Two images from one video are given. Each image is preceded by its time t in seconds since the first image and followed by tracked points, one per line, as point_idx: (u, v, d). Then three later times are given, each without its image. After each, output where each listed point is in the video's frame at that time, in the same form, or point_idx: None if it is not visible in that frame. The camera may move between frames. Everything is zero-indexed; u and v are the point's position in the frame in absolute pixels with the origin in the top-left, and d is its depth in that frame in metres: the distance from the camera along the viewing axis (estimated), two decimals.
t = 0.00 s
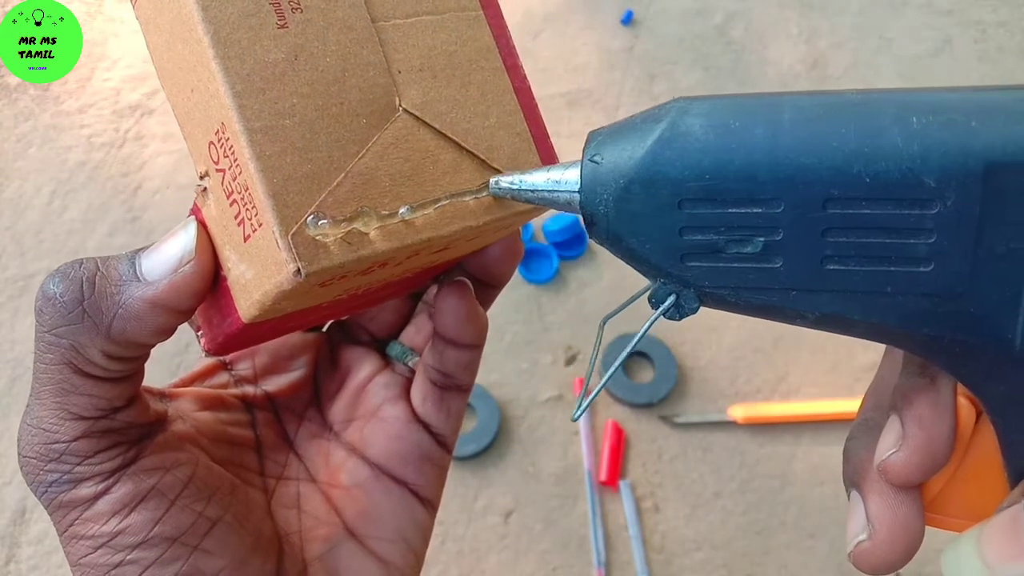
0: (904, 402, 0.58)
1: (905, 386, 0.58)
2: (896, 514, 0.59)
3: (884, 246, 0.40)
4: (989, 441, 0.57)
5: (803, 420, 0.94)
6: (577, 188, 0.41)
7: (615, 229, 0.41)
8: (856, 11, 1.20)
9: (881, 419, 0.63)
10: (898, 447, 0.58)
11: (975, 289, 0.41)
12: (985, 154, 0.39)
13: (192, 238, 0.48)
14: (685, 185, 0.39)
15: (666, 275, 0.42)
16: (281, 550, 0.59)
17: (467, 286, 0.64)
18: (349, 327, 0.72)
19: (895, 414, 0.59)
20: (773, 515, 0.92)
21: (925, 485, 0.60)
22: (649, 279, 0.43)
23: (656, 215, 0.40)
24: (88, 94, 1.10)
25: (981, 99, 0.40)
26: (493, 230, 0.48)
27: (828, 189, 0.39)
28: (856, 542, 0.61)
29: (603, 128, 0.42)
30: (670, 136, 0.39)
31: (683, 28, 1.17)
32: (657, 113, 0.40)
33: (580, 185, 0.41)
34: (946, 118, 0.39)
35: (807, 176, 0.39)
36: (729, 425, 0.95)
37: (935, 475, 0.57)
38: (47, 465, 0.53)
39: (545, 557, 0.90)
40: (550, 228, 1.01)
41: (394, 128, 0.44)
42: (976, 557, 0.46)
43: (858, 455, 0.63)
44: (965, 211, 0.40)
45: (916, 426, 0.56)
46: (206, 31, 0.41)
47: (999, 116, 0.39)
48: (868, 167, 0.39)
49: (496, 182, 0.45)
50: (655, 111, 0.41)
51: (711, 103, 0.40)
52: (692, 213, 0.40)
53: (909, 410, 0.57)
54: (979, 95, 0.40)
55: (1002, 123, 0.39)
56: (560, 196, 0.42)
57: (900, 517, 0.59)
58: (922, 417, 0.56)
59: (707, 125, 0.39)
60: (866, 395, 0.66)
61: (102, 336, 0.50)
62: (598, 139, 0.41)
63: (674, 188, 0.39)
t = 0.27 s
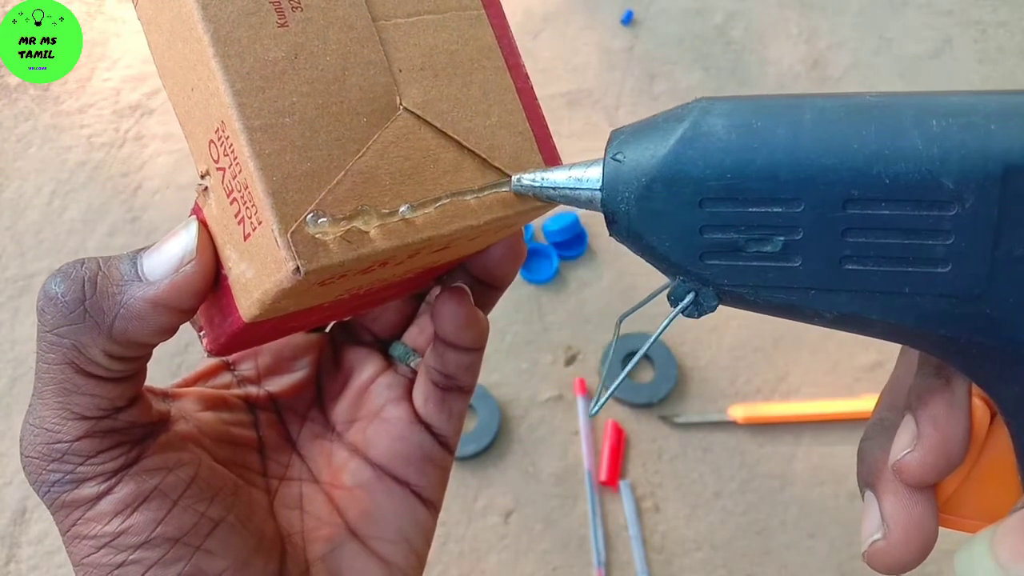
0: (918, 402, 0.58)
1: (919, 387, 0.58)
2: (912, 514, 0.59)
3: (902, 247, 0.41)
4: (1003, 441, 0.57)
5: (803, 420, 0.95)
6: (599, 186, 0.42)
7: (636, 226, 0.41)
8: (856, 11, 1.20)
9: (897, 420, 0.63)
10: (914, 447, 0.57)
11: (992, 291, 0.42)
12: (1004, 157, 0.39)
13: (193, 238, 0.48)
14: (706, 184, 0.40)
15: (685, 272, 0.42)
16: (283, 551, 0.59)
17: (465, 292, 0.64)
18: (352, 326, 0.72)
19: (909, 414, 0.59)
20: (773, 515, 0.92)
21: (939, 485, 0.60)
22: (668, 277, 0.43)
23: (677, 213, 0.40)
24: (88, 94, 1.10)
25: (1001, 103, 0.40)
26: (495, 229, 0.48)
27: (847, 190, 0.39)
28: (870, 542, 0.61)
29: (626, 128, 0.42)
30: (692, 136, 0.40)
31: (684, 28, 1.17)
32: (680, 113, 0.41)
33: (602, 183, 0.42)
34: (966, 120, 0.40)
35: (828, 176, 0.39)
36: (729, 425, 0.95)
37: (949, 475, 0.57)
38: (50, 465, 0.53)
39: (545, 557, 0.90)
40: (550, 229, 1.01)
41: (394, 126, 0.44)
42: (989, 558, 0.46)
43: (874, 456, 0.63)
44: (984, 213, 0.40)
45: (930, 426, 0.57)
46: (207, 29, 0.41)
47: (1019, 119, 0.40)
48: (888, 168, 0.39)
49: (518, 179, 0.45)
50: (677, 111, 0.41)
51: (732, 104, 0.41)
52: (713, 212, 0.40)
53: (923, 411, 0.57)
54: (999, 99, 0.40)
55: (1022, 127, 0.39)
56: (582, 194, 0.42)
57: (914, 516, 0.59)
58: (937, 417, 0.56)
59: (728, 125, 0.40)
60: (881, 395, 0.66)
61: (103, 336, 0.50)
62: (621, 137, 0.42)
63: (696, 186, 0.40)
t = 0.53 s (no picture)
0: (926, 410, 0.58)
1: (928, 395, 0.58)
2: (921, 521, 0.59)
3: (915, 254, 0.41)
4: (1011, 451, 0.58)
5: (803, 420, 0.95)
6: (611, 191, 0.42)
7: (649, 231, 0.41)
8: (856, 11, 1.20)
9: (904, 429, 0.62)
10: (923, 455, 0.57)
11: (1004, 299, 0.42)
12: (1017, 167, 0.40)
13: (199, 239, 0.48)
14: (721, 189, 0.40)
15: (699, 277, 0.42)
16: (287, 551, 0.59)
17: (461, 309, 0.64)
18: (356, 328, 0.72)
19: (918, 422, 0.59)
20: (773, 515, 0.92)
21: (947, 494, 0.60)
22: (681, 282, 0.43)
23: (691, 218, 0.40)
24: (88, 93, 1.10)
25: (1015, 113, 0.41)
26: (502, 232, 0.48)
27: (863, 198, 0.40)
28: (879, 549, 0.61)
29: (639, 132, 0.42)
30: (708, 141, 0.40)
31: (683, 28, 1.17)
32: (694, 118, 0.41)
33: (615, 188, 0.41)
34: (980, 130, 0.40)
35: (844, 183, 0.39)
36: (729, 425, 0.95)
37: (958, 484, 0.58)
38: (55, 466, 0.53)
39: (545, 557, 0.90)
40: (550, 228, 1.01)
41: (403, 129, 0.44)
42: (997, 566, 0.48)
43: (880, 464, 0.62)
44: (997, 221, 0.40)
45: (940, 435, 0.57)
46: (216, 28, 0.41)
47: None
48: (903, 177, 0.39)
49: (530, 183, 0.45)
50: (692, 117, 0.41)
51: (748, 110, 0.41)
52: (727, 217, 0.40)
53: (932, 419, 0.57)
54: (1013, 109, 0.41)
55: None
56: (594, 199, 0.42)
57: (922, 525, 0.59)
58: (946, 426, 0.57)
59: (744, 131, 0.40)
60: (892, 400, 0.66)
61: (109, 337, 0.50)
62: (636, 143, 0.42)
63: (710, 193, 0.40)
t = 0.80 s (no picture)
0: (940, 408, 0.58)
1: (940, 394, 0.58)
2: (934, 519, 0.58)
3: (937, 246, 0.42)
4: None
5: (803, 420, 0.95)
6: (632, 181, 0.42)
7: (671, 220, 0.42)
8: (856, 11, 1.20)
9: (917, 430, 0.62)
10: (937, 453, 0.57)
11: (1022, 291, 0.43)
12: None
13: (204, 242, 0.48)
14: (745, 179, 0.41)
15: (719, 267, 0.43)
16: (290, 554, 0.60)
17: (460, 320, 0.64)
18: (358, 330, 0.72)
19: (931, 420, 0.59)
20: (773, 515, 0.92)
21: (959, 492, 0.59)
22: (700, 273, 0.44)
23: (715, 208, 0.41)
24: (88, 94, 1.10)
25: None
26: (505, 239, 0.48)
27: (886, 189, 0.40)
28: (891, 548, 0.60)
29: (662, 122, 0.43)
30: (733, 130, 0.41)
31: (683, 28, 1.17)
32: (718, 108, 0.42)
33: (636, 178, 0.42)
34: (1005, 124, 0.41)
35: (868, 174, 0.40)
36: (729, 425, 0.95)
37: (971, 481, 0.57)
38: (58, 468, 0.53)
39: (545, 557, 0.89)
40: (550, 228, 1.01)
41: (409, 136, 0.43)
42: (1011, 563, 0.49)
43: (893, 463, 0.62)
44: (1019, 214, 0.41)
45: (954, 432, 0.57)
46: (223, 32, 0.41)
47: None
48: (927, 168, 0.40)
49: (550, 173, 0.46)
50: (716, 107, 0.42)
51: (772, 102, 0.42)
52: (750, 207, 0.41)
53: (946, 416, 0.58)
54: None
55: None
56: (614, 188, 0.43)
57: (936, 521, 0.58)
58: (960, 422, 0.57)
59: (769, 121, 0.41)
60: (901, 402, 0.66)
61: (113, 339, 0.50)
62: (658, 131, 0.42)
63: (734, 181, 0.41)
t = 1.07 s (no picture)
0: (947, 404, 0.58)
1: (949, 389, 0.58)
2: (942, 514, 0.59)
3: (940, 248, 0.42)
4: None
5: (803, 420, 0.95)
6: (637, 184, 0.42)
7: (674, 223, 0.42)
8: (856, 11, 1.20)
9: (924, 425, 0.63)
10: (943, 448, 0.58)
11: None
12: None
13: (206, 243, 0.48)
14: (748, 182, 0.41)
15: (723, 269, 0.43)
16: (291, 555, 0.60)
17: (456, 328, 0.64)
18: (359, 331, 0.72)
19: (939, 416, 0.59)
20: (773, 515, 0.92)
21: (966, 488, 0.59)
22: (705, 274, 0.44)
23: (718, 211, 0.41)
24: (88, 93, 1.10)
25: None
26: (507, 240, 0.48)
27: (888, 191, 0.41)
28: (898, 542, 0.61)
29: (665, 125, 0.43)
30: (735, 134, 0.41)
31: (683, 28, 1.17)
32: (721, 112, 0.42)
33: (641, 181, 0.42)
34: (1007, 125, 0.41)
35: (869, 177, 0.40)
36: (729, 425, 0.95)
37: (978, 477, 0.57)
38: (60, 469, 0.53)
39: (545, 557, 0.89)
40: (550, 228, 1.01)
41: (411, 136, 0.43)
42: None
43: (902, 458, 0.63)
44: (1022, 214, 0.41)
45: (960, 428, 0.57)
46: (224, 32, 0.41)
47: None
48: (928, 170, 0.40)
49: (557, 175, 0.46)
50: (718, 111, 0.42)
51: (774, 104, 0.42)
52: (753, 210, 0.41)
53: (953, 412, 0.57)
54: None
55: None
56: (621, 189, 0.43)
57: (941, 517, 0.59)
58: (967, 419, 0.56)
59: (771, 124, 0.41)
60: (913, 396, 0.66)
61: (114, 340, 0.50)
62: (663, 134, 0.43)
63: (737, 184, 0.41)
